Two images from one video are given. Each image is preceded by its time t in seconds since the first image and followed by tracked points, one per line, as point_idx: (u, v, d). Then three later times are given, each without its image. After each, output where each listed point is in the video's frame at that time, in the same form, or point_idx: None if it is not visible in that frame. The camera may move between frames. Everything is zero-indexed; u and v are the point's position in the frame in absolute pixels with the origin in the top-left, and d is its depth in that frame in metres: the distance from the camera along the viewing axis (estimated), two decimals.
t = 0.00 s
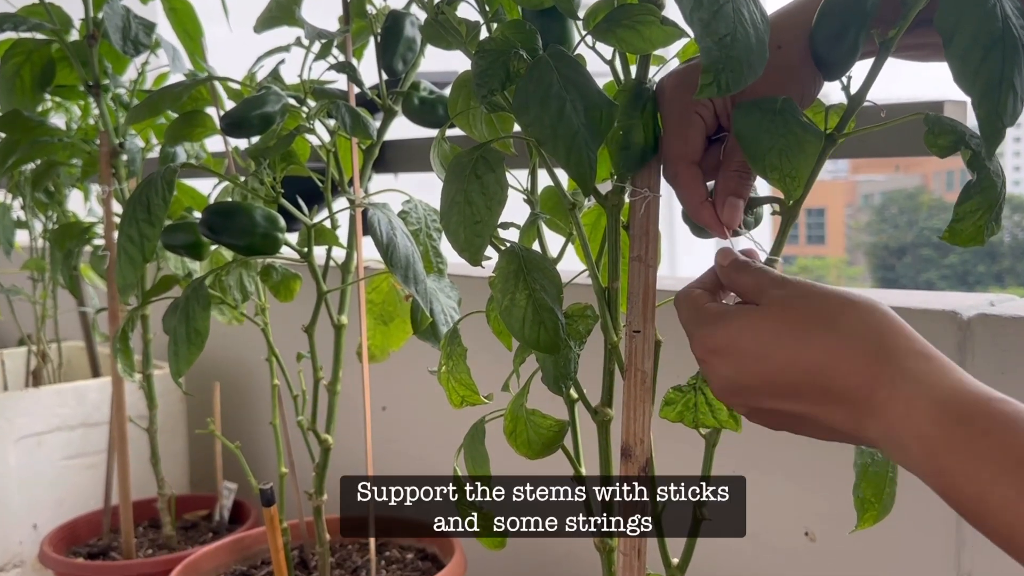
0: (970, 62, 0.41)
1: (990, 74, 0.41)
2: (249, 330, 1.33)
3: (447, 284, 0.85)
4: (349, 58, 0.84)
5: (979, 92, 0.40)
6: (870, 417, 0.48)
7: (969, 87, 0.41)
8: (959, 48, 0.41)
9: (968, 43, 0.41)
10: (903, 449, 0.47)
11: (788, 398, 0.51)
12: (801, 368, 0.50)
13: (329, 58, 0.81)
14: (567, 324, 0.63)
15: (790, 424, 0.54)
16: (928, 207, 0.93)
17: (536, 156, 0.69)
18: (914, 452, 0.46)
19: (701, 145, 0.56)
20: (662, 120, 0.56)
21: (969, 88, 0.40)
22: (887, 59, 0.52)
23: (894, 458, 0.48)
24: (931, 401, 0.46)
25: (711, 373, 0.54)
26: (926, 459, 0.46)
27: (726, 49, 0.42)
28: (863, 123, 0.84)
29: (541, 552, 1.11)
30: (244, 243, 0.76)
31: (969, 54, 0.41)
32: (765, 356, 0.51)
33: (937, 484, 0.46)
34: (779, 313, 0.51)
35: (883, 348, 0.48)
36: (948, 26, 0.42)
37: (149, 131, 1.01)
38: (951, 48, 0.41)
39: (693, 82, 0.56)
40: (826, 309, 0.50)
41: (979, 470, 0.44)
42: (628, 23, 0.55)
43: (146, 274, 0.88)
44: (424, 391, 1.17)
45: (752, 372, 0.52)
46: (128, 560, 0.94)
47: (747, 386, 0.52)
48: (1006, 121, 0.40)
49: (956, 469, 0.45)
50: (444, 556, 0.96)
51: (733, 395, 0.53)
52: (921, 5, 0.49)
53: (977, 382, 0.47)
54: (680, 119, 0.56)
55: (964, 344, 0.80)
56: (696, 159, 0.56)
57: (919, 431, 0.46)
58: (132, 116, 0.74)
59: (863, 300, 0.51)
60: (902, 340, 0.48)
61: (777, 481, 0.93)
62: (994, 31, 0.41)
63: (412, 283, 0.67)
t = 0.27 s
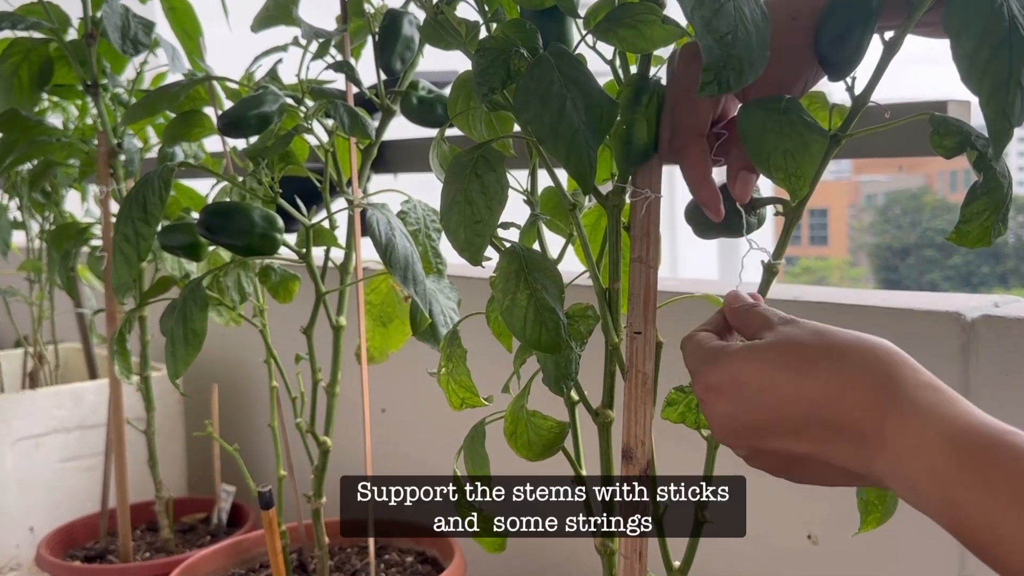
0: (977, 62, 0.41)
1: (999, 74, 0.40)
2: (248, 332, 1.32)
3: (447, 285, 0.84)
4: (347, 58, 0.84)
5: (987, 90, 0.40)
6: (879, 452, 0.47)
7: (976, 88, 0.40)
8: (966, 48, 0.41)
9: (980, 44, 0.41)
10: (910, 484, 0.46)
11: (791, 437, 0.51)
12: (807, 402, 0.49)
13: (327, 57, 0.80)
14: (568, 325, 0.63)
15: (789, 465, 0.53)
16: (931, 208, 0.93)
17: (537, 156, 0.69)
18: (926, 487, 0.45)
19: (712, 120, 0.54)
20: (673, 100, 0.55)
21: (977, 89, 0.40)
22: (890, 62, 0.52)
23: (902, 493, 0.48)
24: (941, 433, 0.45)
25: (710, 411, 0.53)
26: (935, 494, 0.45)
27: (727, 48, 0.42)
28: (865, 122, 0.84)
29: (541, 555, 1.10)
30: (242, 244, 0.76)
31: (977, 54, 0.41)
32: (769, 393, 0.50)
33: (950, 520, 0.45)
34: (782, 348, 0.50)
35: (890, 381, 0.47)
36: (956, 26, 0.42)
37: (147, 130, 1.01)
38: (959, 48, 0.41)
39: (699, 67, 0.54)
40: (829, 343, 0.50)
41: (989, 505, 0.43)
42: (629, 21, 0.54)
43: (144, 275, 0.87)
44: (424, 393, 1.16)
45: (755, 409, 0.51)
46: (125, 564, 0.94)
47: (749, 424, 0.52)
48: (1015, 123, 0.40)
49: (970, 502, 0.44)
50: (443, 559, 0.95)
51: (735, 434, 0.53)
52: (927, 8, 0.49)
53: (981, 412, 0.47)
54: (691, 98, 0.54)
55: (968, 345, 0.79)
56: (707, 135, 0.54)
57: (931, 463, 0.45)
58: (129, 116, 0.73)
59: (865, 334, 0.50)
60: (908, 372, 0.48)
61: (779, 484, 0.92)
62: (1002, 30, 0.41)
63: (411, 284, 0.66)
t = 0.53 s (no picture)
0: (967, 56, 0.41)
1: (987, 69, 0.40)
2: (246, 333, 1.31)
3: (447, 286, 0.83)
4: (346, 57, 0.83)
5: (977, 84, 0.40)
6: (898, 476, 0.48)
7: (964, 82, 0.40)
8: (956, 40, 0.41)
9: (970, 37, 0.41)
10: (930, 507, 0.47)
11: (809, 461, 0.52)
12: (828, 426, 0.50)
13: (326, 56, 0.80)
14: (569, 327, 0.62)
15: (805, 489, 0.54)
16: (934, 208, 0.92)
17: (538, 156, 0.68)
18: (947, 511, 0.46)
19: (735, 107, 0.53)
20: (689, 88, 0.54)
21: (965, 83, 0.40)
22: (892, 61, 0.51)
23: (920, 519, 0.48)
24: (962, 459, 0.46)
25: (727, 434, 0.54)
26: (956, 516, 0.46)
27: (730, 46, 0.41)
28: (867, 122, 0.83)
29: (542, 558, 1.09)
30: (241, 245, 0.75)
31: (966, 48, 0.41)
32: (790, 416, 0.51)
33: (969, 545, 0.46)
34: (804, 372, 0.51)
35: (912, 407, 0.48)
36: (946, 18, 0.41)
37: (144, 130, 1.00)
38: (949, 41, 0.41)
39: (701, 67, 0.54)
40: (850, 369, 0.51)
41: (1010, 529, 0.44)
42: (631, 20, 0.53)
43: (141, 277, 0.87)
44: (423, 394, 1.16)
45: (774, 431, 0.52)
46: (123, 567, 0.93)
47: (769, 447, 0.53)
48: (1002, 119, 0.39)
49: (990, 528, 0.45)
50: (443, 563, 0.95)
51: (752, 456, 0.54)
52: (926, 5, 0.48)
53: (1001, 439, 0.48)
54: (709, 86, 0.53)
55: (971, 347, 0.78)
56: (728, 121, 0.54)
57: (951, 488, 0.46)
58: (127, 116, 0.73)
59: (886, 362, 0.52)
60: (928, 400, 0.49)
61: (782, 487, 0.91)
62: (994, 24, 0.40)
63: (411, 286, 0.65)
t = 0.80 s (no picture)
0: (984, 63, 0.41)
1: (1004, 76, 0.40)
2: (244, 334, 1.31)
3: (447, 288, 0.83)
4: (345, 56, 0.82)
5: (992, 92, 0.40)
6: (907, 478, 0.48)
7: (980, 89, 0.40)
8: (971, 47, 0.41)
9: (987, 44, 0.41)
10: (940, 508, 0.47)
11: (816, 461, 0.51)
12: (838, 426, 0.49)
13: (326, 56, 0.79)
14: (569, 328, 0.61)
15: (809, 490, 0.53)
16: (938, 209, 0.91)
17: (538, 157, 0.67)
18: (957, 514, 0.46)
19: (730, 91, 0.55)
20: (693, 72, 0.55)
21: (981, 90, 0.40)
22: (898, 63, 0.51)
23: (929, 521, 0.48)
24: (973, 461, 0.46)
25: (733, 433, 0.53)
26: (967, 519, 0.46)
27: (731, 49, 0.41)
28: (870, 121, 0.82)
29: (543, 561, 1.09)
30: (239, 246, 0.74)
31: (982, 55, 0.41)
32: (799, 416, 0.50)
33: (977, 547, 0.46)
34: (814, 372, 0.51)
35: (922, 409, 0.48)
36: (963, 24, 0.41)
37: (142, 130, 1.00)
38: (965, 46, 0.41)
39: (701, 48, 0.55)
40: (860, 369, 0.50)
41: None
42: (632, 20, 0.53)
43: (138, 278, 0.86)
44: (423, 396, 1.15)
45: (782, 431, 0.51)
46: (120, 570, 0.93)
47: (774, 447, 0.52)
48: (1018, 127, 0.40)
49: (1001, 530, 0.45)
50: (443, 566, 0.94)
51: (757, 456, 0.53)
52: (939, 5, 0.48)
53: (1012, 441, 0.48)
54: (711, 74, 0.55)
55: (975, 348, 0.77)
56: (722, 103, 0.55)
57: (962, 491, 0.46)
58: (124, 116, 0.72)
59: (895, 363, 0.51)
60: (939, 402, 0.48)
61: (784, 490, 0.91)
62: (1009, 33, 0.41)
63: (410, 287, 0.65)
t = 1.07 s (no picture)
0: (977, 48, 0.40)
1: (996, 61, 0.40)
2: (243, 335, 1.30)
3: (447, 289, 0.82)
4: (345, 56, 0.82)
5: (985, 77, 0.39)
6: (917, 483, 0.47)
7: (973, 75, 0.40)
8: (965, 30, 0.40)
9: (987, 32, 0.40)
10: (951, 514, 0.46)
11: (824, 465, 0.51)
12: (846, 429, 0.49)
13: (325, 55, 0.79)
14: (570, 330, 0.60)
15: (818, 496, 0.53)
16: (942, 209, 0.91)
17: (538, 157, 0.67)
18: (968, 520, 0.45)
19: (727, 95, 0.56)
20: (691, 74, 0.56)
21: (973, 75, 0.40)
22: (892, 59, 0.50)
23: (940, 528, 0.47)
24: (984, 465, 0.45)
25: (740, 436, 0.53)
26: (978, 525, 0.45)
27: (733, 44, 0.40)
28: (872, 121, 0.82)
29: (544, 563, 1.08)
30: (237, 247, 0.74)
31: (975, 39, 0.40)
32: (807, 419, 0.50)
33: (989, 554, 0.45)
34: (822, 375, 0.51)
35: (932, 413, 0.47)
36: (954, 9, 0.40)
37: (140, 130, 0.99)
38: (956, 35, 0.40)
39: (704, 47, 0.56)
40: (870, 373, 0.50)
41: None
42: (632, 19, 0.52)
43: (136, 279, 0.85)
44: (422, 398, 1.14)
45: (790, 435, 0.51)
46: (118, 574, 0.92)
47: (781, 451, 0.52)
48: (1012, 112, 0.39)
49: (1013, 536, 0.44)
50: (443, 569, 0.93)
51: (765, 460, 0.53)
52: None
53: None
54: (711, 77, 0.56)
55: (979, 350, 0.77)
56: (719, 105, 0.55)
57: (972, 495, 0.45)
58: (122, 116, 0.72)
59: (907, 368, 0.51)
60: (950, 406, 0.48)
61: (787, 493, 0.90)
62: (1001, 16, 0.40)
63: (411, 288, 0.64)
